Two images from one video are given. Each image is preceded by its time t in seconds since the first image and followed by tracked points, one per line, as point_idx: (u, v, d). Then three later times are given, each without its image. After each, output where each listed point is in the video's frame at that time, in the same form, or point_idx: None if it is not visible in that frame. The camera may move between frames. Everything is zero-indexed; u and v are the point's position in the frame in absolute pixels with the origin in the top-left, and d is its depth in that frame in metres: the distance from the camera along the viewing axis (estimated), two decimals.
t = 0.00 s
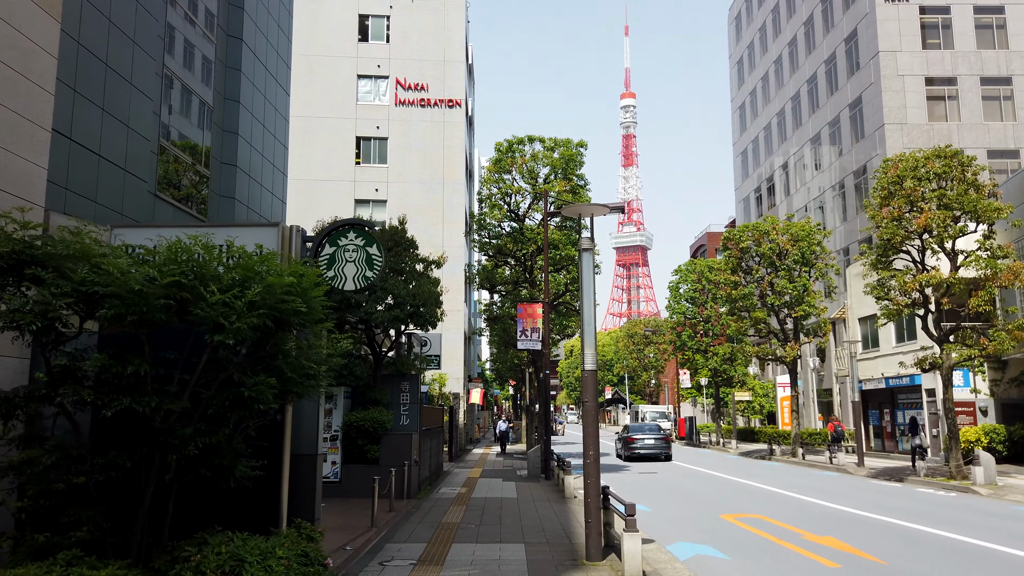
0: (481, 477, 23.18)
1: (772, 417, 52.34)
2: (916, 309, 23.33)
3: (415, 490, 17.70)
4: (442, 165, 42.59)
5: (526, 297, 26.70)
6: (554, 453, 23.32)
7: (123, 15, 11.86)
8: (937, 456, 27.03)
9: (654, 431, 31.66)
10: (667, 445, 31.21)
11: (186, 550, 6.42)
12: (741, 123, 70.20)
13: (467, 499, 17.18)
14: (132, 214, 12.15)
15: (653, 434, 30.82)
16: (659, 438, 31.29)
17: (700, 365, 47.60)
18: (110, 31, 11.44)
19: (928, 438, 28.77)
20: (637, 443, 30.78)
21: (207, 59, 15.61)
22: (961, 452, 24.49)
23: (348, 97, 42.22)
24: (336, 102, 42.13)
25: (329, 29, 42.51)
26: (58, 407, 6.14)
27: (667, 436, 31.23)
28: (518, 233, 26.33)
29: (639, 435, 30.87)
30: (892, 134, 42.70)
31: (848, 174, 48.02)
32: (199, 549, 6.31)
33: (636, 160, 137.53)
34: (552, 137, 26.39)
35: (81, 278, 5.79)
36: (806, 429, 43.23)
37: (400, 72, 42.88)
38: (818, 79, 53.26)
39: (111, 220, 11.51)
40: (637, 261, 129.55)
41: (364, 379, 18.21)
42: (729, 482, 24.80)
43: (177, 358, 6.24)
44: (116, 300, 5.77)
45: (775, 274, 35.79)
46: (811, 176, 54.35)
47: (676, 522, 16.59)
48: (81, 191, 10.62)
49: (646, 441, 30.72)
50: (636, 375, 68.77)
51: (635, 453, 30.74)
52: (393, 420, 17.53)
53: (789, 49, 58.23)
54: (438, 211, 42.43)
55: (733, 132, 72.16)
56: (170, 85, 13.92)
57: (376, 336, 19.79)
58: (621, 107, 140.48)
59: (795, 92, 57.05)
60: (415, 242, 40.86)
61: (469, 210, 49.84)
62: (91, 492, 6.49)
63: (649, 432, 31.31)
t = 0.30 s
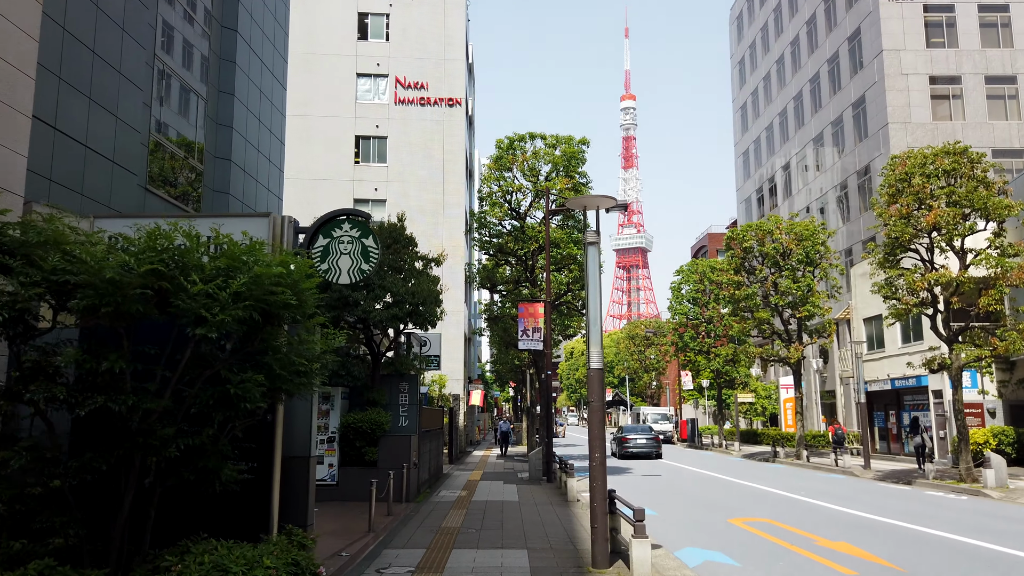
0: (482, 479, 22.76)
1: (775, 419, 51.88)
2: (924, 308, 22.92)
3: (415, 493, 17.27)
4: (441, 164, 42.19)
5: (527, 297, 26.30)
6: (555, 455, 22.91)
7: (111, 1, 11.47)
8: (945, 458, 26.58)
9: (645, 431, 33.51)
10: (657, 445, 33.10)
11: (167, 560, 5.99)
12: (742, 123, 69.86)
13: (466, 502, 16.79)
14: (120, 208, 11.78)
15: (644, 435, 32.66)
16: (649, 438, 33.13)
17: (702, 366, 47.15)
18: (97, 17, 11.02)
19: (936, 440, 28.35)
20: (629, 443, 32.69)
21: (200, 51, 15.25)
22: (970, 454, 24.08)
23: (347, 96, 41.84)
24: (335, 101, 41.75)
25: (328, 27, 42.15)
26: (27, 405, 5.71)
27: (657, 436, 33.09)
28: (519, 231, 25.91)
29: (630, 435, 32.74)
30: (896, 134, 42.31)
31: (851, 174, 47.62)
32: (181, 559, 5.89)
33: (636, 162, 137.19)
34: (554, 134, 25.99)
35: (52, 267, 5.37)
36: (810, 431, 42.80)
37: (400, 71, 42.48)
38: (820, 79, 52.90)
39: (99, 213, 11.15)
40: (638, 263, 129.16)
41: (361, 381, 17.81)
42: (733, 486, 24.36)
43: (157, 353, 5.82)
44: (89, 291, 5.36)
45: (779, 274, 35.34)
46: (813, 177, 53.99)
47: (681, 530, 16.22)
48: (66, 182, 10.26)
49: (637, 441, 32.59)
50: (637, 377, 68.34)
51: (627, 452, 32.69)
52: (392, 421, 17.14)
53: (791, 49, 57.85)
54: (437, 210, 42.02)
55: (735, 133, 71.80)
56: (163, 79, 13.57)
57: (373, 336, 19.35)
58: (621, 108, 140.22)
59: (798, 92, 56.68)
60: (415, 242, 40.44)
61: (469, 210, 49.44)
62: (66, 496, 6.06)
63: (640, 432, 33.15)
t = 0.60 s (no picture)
0: (479, 480, 22.34)
1: (775, 419, 51.52)
2: (930, 306, 22.52)
3: (411, 495, 16.82)
4: (440, 161, 41.77)
5: (526, 294, 25.90)
6: (555, 456, 22.47)
7: None
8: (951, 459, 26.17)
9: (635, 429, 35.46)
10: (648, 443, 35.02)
11: (139, 571, 5.56)
12: (742, 121, 69.50)
13: (463, 505, 16.36)
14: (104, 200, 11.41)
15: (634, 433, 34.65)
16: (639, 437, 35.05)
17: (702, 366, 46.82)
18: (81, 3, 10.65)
19: (940, 440, 27.98)
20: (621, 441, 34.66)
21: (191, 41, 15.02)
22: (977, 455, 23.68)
23: (344, 92, 41.40)
24: (332, 97, 41.31)
25: (325, 23, 41.75)
26: None
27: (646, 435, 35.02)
28: (517, 228, 25.49)
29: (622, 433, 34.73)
30: (898, 131, 41.93)
31: (853, 172, 47.22)
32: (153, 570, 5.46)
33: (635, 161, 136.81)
34: (554, 129, 25.56)
35: (10, 253, 4.89)
36: (811, 431, 42.43)
37: (397, 67, 42.03)
38: (821, 77, 52.54)
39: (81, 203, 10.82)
40: (636, 263, 128.75)
41: (355, 380, 17.29)
42: (736, 487, 23.95)
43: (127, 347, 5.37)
44: (50, 278, 4.89)
45: (781, 272, 34.93)
46: (813, 175, 53.66)
47: (684, 533, 15.85)
48: (45, 171, 9.91)
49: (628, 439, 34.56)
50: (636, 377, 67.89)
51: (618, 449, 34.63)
52: (387, 421, 16.58)
53: (792, 46, 57.46)
54: (435, 208, 41.58)
55: (735, 131, 71.45)
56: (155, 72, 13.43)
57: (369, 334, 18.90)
58: (620, 108, 139.84)
59: (798, 90, 56.33)
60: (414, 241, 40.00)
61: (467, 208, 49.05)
62: (30, 501, 5.62)
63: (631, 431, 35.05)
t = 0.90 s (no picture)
0: (478, 482, 21.94)
1: (777, 420, 51.12)
2: (937, 304, 22.09)
3: (407, 499, 16.32)
4: (438, 159, 41.34)
5: (525, 293, 25.47)
6: (555, 457, 22.04)
7: None
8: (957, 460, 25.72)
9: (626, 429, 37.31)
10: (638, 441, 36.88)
11: None
12: (743, 120, 69.04)
13: (461, 507, 15.93)
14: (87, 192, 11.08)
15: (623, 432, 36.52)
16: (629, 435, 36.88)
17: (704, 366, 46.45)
18: None
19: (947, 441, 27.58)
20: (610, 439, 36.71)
21: (180, 33, 15.12)
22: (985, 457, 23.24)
23: (342, 89, 40.96)
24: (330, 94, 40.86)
25: (323, 20, 41.35)
26: None
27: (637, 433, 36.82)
28: (517, 225, 25.07)
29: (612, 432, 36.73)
30: (902, 128, 41.49)
31: (856, 170, 46.78)
32: None
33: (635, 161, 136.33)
34: (554, 124, 25.12)
35: None
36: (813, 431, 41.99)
37: (395, 64, 41.58)
38: (823, 74, 52.10)
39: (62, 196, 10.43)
40: (636, 263, 128.35)
41: (349, 380, 16.51)
42: (739, 489, 23.54)
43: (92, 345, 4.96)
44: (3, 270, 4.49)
45: (784, 271, 34.49)
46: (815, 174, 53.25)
47: (689, 536, 15.46)
48: (21, 161, 9.48)
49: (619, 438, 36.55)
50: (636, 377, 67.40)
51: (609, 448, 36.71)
52: (383, 422, 16.12)
53: (793, 44, 57.03)
54: (434, 206, 41.11)
55: (736, 130, 71.00)
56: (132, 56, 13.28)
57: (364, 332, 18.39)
58: (620, 108, 139.35)
59: (800, 87, 55.90)
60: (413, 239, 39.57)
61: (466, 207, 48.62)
62: None
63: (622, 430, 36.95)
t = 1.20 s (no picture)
0: (476, 483, 21.51)
1: (777, 420, 50.72)
2: (943, 302, 21.69)
3: (403, 501, 15.91)
4: (436, 156, 40.90)
5: (524, 290, 25.05)
6: (554, 457, 21.69)
7: None
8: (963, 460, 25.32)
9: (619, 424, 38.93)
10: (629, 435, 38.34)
11: None
12: (743, 118, 68.65)
13: (458, 510, 15.50)
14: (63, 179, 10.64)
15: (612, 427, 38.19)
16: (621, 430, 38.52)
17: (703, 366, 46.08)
18: None
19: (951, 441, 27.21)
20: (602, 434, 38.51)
21: (168, 22, 14.78)
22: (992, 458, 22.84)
23: (338, 86, 40.52)
24: (326, 90, 40.41)
25: (320, 15, 40.93)
26: None
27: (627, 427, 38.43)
28: (515, 222, 24.66)
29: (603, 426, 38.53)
30: (903, 125, 41.14)
31: (856, 168, 46.41)
32: None
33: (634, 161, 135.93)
34: (553, 119, 24.71)
35: None
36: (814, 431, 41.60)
37: (392, 60, 41.14)
38: (824, 71, 51.72)
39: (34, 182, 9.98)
40: (634, 263, 127.94)
41: (344, 379, 15.94)
42: (741, 490, 23.13)
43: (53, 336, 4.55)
44: None
45: (785, 269, 34.09)
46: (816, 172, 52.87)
47: (693, 538, 15.08)
48: None
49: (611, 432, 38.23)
50: (635, 377, 66.98)
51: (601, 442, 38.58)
52: (378, 421, 15.94)
53: (794, 41, 56.68)
54: (431, 203, 40.64)
55: (736, 128, 70.61)
56: (120, 45, 13.02)
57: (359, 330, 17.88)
58: (619, 107, 138.95)
59: (800, 85, 55.53)
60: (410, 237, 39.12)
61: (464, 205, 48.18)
62: None
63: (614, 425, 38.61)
